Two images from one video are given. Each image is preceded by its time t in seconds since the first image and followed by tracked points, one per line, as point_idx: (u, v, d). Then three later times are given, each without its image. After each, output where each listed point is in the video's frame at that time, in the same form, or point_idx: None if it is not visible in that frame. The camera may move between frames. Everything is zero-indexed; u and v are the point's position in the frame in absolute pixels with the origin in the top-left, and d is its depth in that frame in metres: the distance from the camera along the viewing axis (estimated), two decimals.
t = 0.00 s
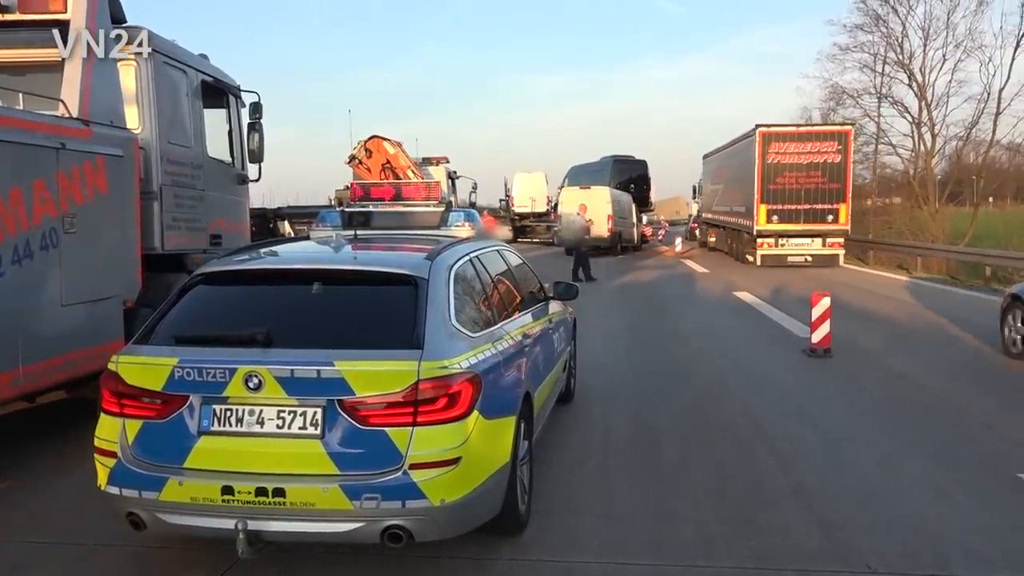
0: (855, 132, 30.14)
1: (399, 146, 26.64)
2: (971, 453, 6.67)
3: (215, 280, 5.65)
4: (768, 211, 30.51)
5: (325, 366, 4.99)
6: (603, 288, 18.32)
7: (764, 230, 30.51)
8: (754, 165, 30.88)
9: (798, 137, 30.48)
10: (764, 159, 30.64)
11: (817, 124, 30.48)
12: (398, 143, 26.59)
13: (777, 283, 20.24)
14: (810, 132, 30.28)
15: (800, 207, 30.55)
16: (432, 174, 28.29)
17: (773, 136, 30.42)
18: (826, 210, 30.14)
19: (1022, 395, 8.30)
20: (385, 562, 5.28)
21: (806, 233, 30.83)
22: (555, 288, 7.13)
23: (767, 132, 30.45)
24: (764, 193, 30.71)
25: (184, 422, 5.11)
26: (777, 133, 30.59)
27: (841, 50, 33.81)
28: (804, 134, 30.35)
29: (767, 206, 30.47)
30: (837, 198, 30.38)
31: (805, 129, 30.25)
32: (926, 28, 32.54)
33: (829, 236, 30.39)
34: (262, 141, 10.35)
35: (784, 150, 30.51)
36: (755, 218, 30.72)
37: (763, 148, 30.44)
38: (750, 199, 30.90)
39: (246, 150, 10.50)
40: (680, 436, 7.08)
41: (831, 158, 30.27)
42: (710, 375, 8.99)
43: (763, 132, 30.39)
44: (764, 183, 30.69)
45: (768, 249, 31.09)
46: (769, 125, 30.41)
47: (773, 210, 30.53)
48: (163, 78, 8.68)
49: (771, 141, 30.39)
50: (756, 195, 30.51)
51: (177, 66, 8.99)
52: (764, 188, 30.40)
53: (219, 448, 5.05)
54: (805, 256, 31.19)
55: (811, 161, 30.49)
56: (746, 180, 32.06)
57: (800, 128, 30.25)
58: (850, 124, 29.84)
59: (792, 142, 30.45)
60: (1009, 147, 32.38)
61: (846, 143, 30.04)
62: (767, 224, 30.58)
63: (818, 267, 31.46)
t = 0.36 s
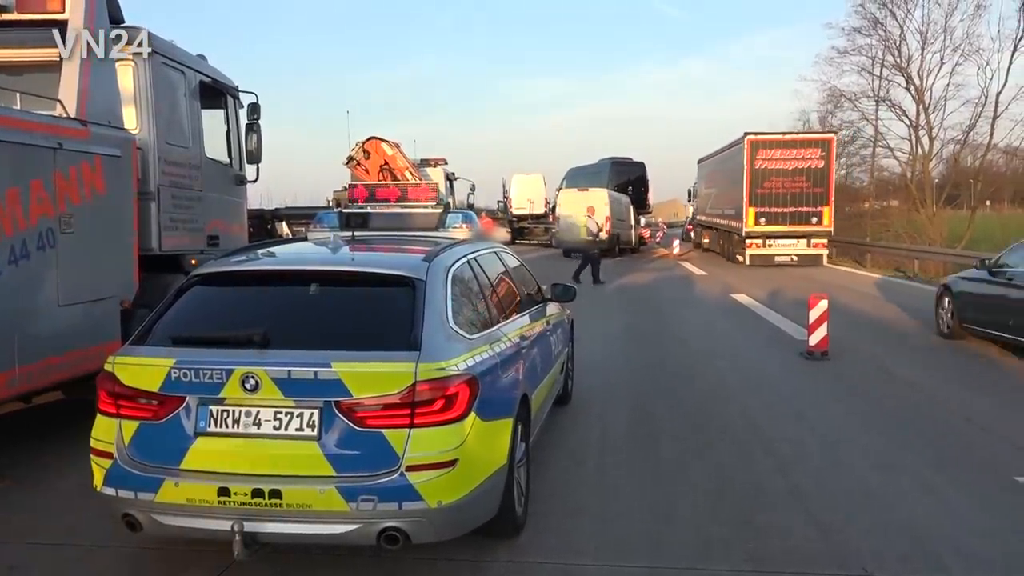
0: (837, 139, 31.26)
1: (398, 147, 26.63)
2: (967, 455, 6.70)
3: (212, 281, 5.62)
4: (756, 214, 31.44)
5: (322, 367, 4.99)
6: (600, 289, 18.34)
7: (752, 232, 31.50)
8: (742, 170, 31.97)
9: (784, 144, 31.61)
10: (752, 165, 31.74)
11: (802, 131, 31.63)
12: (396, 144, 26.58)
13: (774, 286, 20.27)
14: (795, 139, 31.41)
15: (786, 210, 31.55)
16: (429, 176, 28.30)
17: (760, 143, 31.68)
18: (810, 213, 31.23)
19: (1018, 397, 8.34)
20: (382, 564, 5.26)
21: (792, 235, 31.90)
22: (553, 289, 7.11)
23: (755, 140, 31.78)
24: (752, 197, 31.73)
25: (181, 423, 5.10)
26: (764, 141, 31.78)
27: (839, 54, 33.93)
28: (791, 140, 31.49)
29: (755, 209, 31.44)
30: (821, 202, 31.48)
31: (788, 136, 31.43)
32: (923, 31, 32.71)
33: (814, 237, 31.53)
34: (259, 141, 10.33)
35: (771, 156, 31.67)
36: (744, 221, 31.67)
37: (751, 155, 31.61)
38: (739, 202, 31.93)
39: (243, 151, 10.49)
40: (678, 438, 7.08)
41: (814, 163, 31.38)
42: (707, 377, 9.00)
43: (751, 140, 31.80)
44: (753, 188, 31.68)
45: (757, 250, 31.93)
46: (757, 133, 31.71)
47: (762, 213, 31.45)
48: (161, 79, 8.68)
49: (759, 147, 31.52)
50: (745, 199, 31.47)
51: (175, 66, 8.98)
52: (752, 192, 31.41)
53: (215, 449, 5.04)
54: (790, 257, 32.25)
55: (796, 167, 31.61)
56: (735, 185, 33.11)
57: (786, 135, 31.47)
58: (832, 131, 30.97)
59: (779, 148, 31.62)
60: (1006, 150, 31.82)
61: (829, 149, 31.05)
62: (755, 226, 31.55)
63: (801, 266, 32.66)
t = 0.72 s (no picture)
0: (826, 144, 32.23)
1: (391, 147, 26.53)
2: (972, 462, 6.58)
3: (200, 284, 5.47)
4: (749, 216, 32.20)
5: (314, 373, 4.86)
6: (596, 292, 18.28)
7: (744, 234, 32.24)
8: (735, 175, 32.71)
9: (775, 150, 32.50)
10: (745, 169, 32.56)
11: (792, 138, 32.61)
12: (389, 144, 26.48)
13: (772, 289, 20.26)
14: (784, 146, 32.46)
15: (778, 212, 32.32)
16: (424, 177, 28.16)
17: (753, 148, 32.41)
18: (800, 214, 32.06)
19: None
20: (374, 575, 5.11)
21: (784, 235, 32.64)
22: (550, 293, 6.98)
23: (747, 145, 32.51)
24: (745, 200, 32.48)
25: (167, 430, 4.95)
26: (757, 146, 32.57)
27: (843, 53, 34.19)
28: (780, 146, 32.49)
29: (748, 211, 32.20)
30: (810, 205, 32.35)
31: (777, 143, 32.41)
32: (929, 30, 32.90)
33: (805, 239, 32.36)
34: (249, 141, 10.23)
35: (763, 161, 32.50)
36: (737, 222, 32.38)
37: (744, 160, 32.41)
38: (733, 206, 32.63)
39: (233, 150, 10.37)
40: (677, 445, 6.95)
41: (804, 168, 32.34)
42: (705, 381, 8.92)
43: (742, 145, 32.61)
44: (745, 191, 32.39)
45: (749, 251, 32.59)
46: (750, 138, 32.50)
47: (755, 215, 32.28)
48: (149, 77, 8.55)
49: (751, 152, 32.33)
50: (738, 200, 32.20)
51: (163, 65, 8.86)
52: (746, 195, 32.15)
53: (203, 457, 4.90)
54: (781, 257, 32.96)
55: (787, 171, 32.44)
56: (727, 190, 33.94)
57: (776, 140, 32.38)
58: (822, 138, 31.90)
59: (770, 154, 32.47)
60: (1012, 151, 32.91)
61: (819, 154, 32.03)
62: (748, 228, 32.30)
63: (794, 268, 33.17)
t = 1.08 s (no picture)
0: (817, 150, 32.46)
1: (381, 147, 26.30)
2: (982, 473, 6.38)
3: (183, 290, 5.27)
4: (744, 220, 32.38)
5: (300, 382, 4.68)
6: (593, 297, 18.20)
7: (739, 237, 32.57)
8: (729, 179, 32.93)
9: (769, 155, 32.82)
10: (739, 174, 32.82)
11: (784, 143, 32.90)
12: (380, 144, 26.25)
13: (771, 295, 20.22)
14: (778, 151, 32.78)
15: (772, 215, 32.46)
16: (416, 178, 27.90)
17: (747, 153, 32.77)
18: (793, 218, 32.14)
19: None
20: None
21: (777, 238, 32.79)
22: (546, 300, 6.78)
23: (741, 151, 32.89)
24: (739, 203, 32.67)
25: (148, 442, 4.76)
26: (751, 151, 32.90)
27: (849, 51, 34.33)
28: (774, 152, 32.79)
29: (743, 214, 32.44)
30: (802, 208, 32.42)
31: (772, 148, 32.74)
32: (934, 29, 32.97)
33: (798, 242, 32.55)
34: (234, 140, 10.00)
35: (757, 166, 32.71)
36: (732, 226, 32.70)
37: (739, 163, 32.76)
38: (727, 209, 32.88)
39: (218, 151, 10.18)
40: (676, 456, 6.75)
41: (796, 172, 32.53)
42: (705, 388, 8.79)
43: (738, 150, 32.96)
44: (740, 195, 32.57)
45: (745, 254, 32.81)
46: (744, 143, 32.80)
47: (750, 219, 32.47)
48: (131, 75, 8.37)
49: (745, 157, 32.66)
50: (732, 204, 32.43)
51: (145, 62, 8.68)
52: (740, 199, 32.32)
53: (186, 470, 4.71)
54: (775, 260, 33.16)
55: (780, 176, 32.63)
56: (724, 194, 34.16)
57: (770, 146, 32.69)
58: (813, 143, 32.14)
59: (765, 159, 32.78)
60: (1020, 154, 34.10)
61: (812, 160, 32.40)
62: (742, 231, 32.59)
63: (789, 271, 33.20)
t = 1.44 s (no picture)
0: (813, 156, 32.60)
1: (369, 149, 26.07)
2: (993, 490, 6.19)
3: (162, 298, 5.04)
4: (739, 224, 32.63)
5: (284, 395, 4.46)
6: (590, 304, 18.07)
7: (735, 241, 32.77)
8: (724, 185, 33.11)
9: (764, 160, 32.82)
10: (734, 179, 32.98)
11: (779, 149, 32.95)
12: (367, 145, 26.01)
13: (770, 303, 20.14)
14: (775, 156, 32.79)
15: (767, 219, 32.65)
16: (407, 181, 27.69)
17: (743, 159, 32.72)
18: (787, 223, 32.33)
19: None
20: None
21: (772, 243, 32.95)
22: (541, 308, 6.58)
23: (738, 156, 32.77)
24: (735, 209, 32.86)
25: (125, 456, 4.54)
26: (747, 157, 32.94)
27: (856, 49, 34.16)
28: (768, 158, 32.83)
29: (738, 219, 32.58)
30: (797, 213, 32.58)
31: (767, 154, 32.79)
32: (944, 27, 32.88)
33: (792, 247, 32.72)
34: (214, 143, 9.91)
35: (752, 171, 32.85)
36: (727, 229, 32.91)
37: (733, 171, 32.69)
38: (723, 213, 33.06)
39: (198, 153, 9.97)
40: (676, 472, 6.54)
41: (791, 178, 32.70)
42: (703, 401, 8.63)
43: (734, 155, 32.88)
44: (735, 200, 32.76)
45: (739, 258, 33.11)
46: (739, 149, 32.89)
47: (744, 222, 32.63)
48: (108, 74, 8.14)
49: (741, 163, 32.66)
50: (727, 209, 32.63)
51: (123, 60, 8.44)
52: (735, 204, 32.53)
53: (165, 486, 4.49)
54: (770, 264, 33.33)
55: (775, 180, 32.75)
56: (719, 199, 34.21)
57: (767, 152, 32.70)
58: (808, 149, 32.32)
59: (759, 165, 32.72)
60: None
61: (806, 166, 32.41)
62: (738, 236, 32.78)
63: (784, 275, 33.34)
